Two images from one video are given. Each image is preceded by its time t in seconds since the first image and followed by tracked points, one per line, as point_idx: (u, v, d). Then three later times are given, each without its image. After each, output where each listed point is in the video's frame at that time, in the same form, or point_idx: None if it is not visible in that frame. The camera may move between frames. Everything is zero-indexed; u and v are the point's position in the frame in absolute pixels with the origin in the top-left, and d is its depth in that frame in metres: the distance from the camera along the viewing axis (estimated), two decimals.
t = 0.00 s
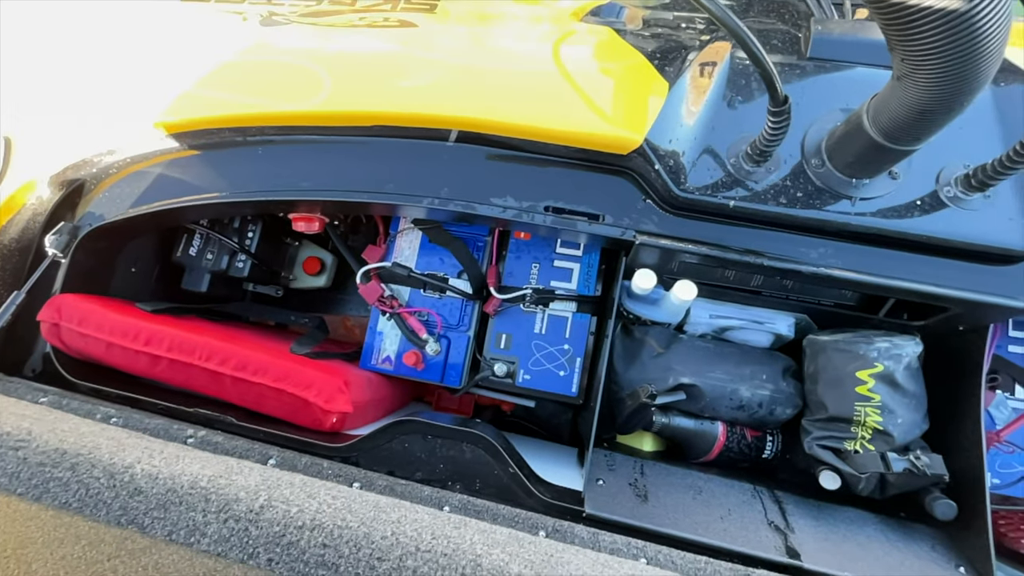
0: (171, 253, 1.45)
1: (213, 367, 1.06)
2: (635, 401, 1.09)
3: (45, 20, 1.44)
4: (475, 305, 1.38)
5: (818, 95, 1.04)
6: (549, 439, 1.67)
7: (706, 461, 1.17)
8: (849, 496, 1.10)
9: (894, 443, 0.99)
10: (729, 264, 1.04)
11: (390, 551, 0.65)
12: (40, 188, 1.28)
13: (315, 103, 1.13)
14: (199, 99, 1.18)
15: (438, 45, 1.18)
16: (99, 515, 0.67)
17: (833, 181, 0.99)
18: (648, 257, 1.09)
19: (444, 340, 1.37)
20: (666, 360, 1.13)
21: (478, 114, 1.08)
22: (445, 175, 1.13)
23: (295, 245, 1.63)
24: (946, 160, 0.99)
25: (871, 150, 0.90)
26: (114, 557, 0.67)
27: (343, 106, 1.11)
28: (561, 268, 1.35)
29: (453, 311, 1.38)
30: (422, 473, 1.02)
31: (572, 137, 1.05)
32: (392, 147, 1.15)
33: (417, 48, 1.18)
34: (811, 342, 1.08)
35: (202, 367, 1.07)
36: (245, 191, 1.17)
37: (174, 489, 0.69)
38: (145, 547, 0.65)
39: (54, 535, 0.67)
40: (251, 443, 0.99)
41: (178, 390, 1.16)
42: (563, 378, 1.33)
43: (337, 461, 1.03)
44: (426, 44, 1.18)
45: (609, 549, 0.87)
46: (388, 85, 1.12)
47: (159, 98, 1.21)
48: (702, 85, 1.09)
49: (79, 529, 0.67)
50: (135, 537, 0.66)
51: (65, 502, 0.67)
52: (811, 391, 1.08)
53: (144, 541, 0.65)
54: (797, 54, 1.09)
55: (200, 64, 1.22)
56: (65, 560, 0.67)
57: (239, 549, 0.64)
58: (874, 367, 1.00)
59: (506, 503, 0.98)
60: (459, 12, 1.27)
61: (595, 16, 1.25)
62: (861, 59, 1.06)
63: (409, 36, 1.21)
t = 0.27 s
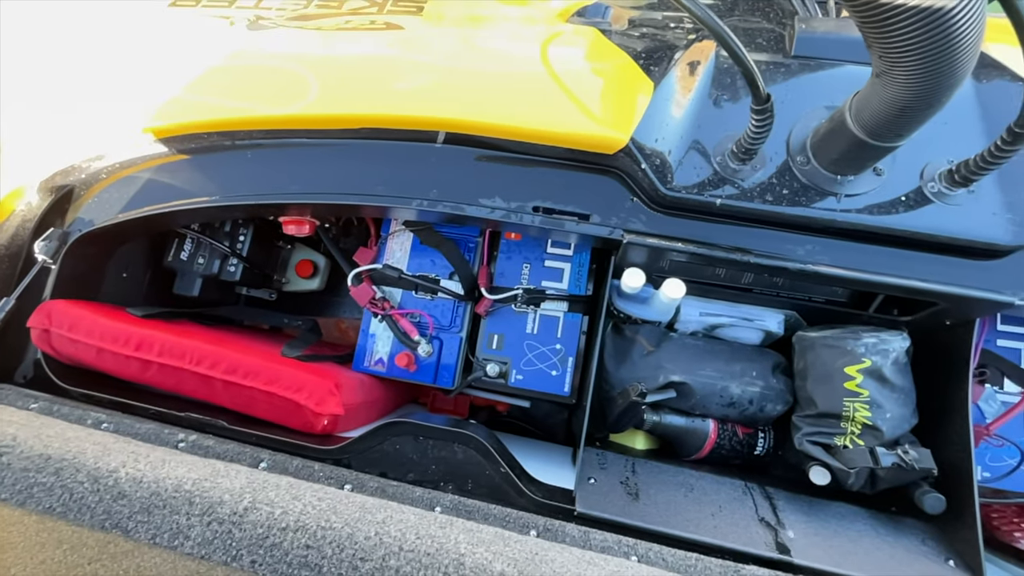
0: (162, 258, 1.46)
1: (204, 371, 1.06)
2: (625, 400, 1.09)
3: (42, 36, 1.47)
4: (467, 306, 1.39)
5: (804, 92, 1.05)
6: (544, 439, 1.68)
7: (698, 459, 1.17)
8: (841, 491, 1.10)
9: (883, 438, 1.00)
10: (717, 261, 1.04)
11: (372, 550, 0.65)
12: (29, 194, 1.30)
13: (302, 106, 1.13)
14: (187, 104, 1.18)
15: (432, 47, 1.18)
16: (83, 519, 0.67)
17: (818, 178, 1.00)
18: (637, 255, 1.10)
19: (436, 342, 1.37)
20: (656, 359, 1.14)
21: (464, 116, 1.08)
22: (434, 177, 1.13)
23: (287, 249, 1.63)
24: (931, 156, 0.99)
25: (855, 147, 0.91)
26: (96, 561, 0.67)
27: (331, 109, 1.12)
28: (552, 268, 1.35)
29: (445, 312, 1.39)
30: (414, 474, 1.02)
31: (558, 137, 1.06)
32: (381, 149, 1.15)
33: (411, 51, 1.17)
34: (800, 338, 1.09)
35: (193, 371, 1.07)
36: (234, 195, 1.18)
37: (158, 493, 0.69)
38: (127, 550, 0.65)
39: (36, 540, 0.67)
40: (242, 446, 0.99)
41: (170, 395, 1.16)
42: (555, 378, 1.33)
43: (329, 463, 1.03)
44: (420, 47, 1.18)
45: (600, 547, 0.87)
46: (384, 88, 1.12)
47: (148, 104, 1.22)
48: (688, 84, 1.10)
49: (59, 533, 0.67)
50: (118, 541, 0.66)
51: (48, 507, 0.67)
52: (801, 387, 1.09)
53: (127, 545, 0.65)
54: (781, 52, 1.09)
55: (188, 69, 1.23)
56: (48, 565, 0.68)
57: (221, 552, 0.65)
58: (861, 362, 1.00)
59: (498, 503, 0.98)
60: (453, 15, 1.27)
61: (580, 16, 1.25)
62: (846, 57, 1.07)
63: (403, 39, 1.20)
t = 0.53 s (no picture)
0: (154, 262, 1.46)
1: (195, 375, 1.07)
2: (616, 399, 1.10)
3: (33, 42, 1.47)
4: (459, 307, 1.39)
5: (790, 91, 1.05)
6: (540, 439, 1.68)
7: (690, 457, 1.18)
8: (832, 487, 1.10)
9: (872, 433, 1.00)
10: (705, 260, 1.05)
11: (355, 551, 0.66)
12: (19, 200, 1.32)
13: (291, 110, 1.14)
14: (177, 109, 1.18)
15: (427, 50, 1.18)
16: (67, 524, 0.67)
17: (805, 175, 1.00)
18: (626, 255, 1.10)
19: (429, 343, 1.37)
20: (647, 357, 1.14)
21: (453, 118, 1.09)
22: (423, 179, 1.13)
23: (280, 252, 1.63)
24: (917, 153, 1.00)
25: (839, 145, 0.91)
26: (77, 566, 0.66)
27: (320, 113, 1.12)
28: (544, 268, 1.36)
29: (438, 314, 1.39)
30: (406, 475, 1.02)
31: (546, 137, 1.07)
32: (370, 152, 1.16)
33: (406, 54, 1.17)
34: (789, 335, 1.09)
35: (184, 375, 1.07)
36: (224, 200, 1.18)
37: (142, 497, 0.70)
38: (110, 555, 0.65)
39: (16, 545, 0.66)
40: (234, 450, 0.99)
41: (162, 400, 1.16)
42: (547, 378, 1.34)
43: (321, 466, 1.03)
44: (416, 50, 1.18)
45: (590, 546, 0.87)
46: (380, 91, 1.13)
47: (138, 110, 1.22)
48: (674, 84, 1.10)
49: (42, 539, 0.66)
50: (102, 546, 0.66)
51: (32, 513, 0.68)
52: (791, 384, 1.09)
53: (110, 549, 0.66)
54: (768, 51, 1.10)
55: (177, 74, 1.23)
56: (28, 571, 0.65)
57: (205, 554, 0.65)
58: (850, 358, 1.01)
59: (489, 503, 0.98)
60: (448, 16, 1.26)
61: (568, 18, 1.24)
62: (833, 55, 1.07)
63: (399, 41, 1.20)
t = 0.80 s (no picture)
0: (146, 269, 1.46)
1: (187, 382, 1.07)
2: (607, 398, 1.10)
3: (20, 51, 1.47)
4: (451, 310, 1.39)
5: (774, 90, 1.06)
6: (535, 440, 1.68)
7: (682, 455, 1.18)
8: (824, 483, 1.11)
9: (861, 429, 1.01)
10: (692, 258, 1.05)
11: (338, 554, 0.67)
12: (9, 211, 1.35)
13: (279, 117, 1.14)
14: (165, 117, 1.19)
15: (422, 56, 1.18)
16: (52, 532, 0.68)
17: (790, 174, 1.01)
18: (615, 255, 1.10)
19: (421, 346, 1.38)
20: (637, 357, 1.15)
21: (439, 122, 1.09)
22: (412, 182, 1.14)
23: (273, 257, 1.64)
24: (900, 149, 1.01)
25: (823, 143, 0.92)
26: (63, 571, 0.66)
27: (307, 119, 1.13)
28: (535, 269, 1.36)
29: (430, 316, 1.39)
30: (398, 478, 1.02)
31: (532, 140, 1.07)
32: (359, 156, 1.16)
33: (401, 61, 1.17)
34: (778, 332, 1.10)
35: (176, 382, 1.08)
36: (213, 207, 1.18)
37: (128, 503, 0.70)
38: (94, 561, 0.66)
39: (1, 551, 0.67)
40: (225, 455, 0.99)
41: (154, 407, 1.16)
42: (539, 379, 1.34)
43: (313, 470, 1.03)
44: (410, 57, 1.18)
45: (581, 546, 0.88)
46: (377, 95, 1.13)
47: (126, 118, 1.22)
48: (659, 84, 1.11)
49: (27, 547, 0.67)
50: (86, 553, 0.66)
51: (18, 521, 0.68)
52: (780, 381, 1.09)
53: (94, 556, 0.66)
54: (752, 51, 1.10)
55: (165, 82, 1.23)
56: None
57: (189, 560, 0.66)
58: (838, 354, 1.01)
59: (481, 505, 0.99)
60: (441, 21, 1.26)
61: (553, 20, 1.26)
62: (816, 54, 1.08)
63: (393, 47, 1.20)
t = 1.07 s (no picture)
0: (139, 276, 1.46)
1: (179, 388, 1.07)
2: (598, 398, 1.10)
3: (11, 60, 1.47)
4: (444, 312, 1.40)
5: (761, 87, 1.06)
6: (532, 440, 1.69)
7: (674, 452, 1.18)
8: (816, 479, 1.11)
9: (851, 424, 1.01)
10: (680, 257, 1.06)
11: (322, 557, 0.67)
12: None
13: (267, 123, 1.14)
14: (154, 125, 1.19)
15: (419, 60, 1.18)
16: (38, 539, 0.68)
17: (776, 171, 1.01)
18: (605, 255, 1.11)
19: (414, 348, 1.38)
20: (628, 355, 1.15)
21: (426, 125, 1.09)
22: (401, 186, 1.14)
23: (267, 262, 1.64)
24: (885, 145, 1.01)
25: (808, 140, 0.92)
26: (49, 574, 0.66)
27: (296, 124, 1.13)
28: (527, 270, 1.37)
29: (422, 319, 1.39)
30: (391, 480, 1.03)
31: (520, 141, 1.07)
32: (348, 160, 1.16)
33: (396, 65, 1.17)
34: (768, 329, 1.11)
35: (168, 389, 1.08)
36: (204, 213, 1.18)
37: (113, 510, 0.71)
38: (79, 568, 0.66)
39: None
40: (218, 461, 0.99)
41: (148, 414, 1.16)
42: (532, 379, 1.34)
43: (306, 474, 1.04)
44: (406, 61, 1.18)
45: (572, 545, 0.88)
46: (372, 99, 1.13)
47: (116, 127, 1.23)
48: (646, 84, 1.11)
49: (12, 555, 0.67)
50: (71, 560, 0.67)
51: (4, 530, 0.69)
52: (771, 377, 1.10)
53: (79, 563, 0.66)
54: (737, 49, 1.11)
55: (154, 90, 1.24)
56: None
57: (173, 565, 0.66)
58: (826, 350, 1.02)
59: (473, 505, 0.99)
60: (439, 26, 1.26)
61: (540, 22, 1.25)
62: (802, 51, 1.08)
63: (388, 51, 1.20)
